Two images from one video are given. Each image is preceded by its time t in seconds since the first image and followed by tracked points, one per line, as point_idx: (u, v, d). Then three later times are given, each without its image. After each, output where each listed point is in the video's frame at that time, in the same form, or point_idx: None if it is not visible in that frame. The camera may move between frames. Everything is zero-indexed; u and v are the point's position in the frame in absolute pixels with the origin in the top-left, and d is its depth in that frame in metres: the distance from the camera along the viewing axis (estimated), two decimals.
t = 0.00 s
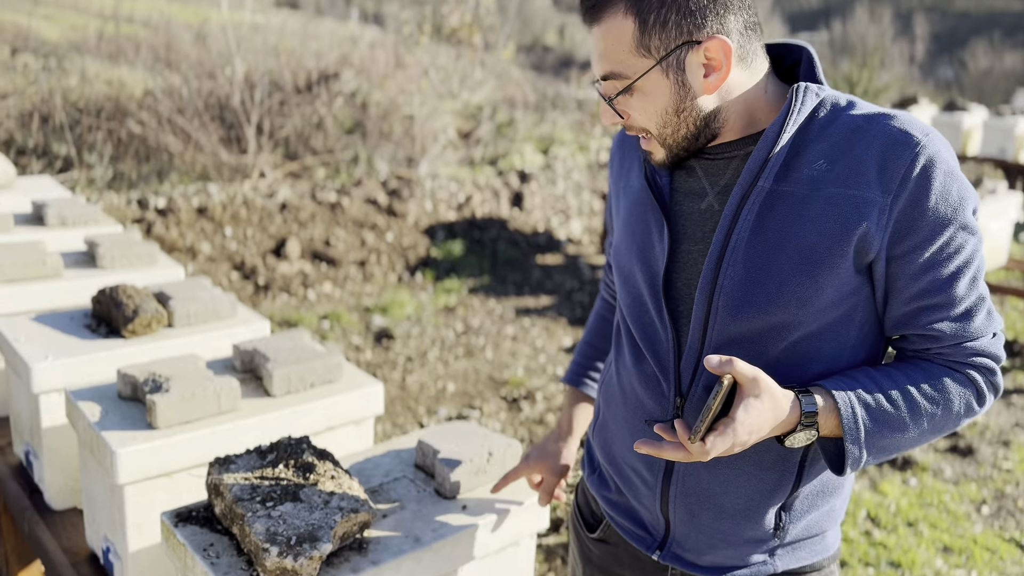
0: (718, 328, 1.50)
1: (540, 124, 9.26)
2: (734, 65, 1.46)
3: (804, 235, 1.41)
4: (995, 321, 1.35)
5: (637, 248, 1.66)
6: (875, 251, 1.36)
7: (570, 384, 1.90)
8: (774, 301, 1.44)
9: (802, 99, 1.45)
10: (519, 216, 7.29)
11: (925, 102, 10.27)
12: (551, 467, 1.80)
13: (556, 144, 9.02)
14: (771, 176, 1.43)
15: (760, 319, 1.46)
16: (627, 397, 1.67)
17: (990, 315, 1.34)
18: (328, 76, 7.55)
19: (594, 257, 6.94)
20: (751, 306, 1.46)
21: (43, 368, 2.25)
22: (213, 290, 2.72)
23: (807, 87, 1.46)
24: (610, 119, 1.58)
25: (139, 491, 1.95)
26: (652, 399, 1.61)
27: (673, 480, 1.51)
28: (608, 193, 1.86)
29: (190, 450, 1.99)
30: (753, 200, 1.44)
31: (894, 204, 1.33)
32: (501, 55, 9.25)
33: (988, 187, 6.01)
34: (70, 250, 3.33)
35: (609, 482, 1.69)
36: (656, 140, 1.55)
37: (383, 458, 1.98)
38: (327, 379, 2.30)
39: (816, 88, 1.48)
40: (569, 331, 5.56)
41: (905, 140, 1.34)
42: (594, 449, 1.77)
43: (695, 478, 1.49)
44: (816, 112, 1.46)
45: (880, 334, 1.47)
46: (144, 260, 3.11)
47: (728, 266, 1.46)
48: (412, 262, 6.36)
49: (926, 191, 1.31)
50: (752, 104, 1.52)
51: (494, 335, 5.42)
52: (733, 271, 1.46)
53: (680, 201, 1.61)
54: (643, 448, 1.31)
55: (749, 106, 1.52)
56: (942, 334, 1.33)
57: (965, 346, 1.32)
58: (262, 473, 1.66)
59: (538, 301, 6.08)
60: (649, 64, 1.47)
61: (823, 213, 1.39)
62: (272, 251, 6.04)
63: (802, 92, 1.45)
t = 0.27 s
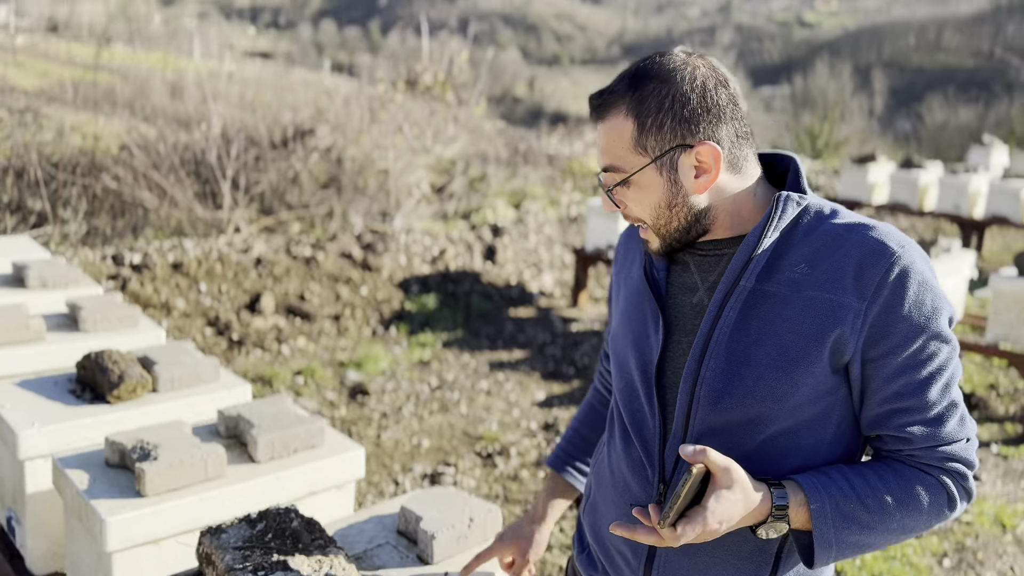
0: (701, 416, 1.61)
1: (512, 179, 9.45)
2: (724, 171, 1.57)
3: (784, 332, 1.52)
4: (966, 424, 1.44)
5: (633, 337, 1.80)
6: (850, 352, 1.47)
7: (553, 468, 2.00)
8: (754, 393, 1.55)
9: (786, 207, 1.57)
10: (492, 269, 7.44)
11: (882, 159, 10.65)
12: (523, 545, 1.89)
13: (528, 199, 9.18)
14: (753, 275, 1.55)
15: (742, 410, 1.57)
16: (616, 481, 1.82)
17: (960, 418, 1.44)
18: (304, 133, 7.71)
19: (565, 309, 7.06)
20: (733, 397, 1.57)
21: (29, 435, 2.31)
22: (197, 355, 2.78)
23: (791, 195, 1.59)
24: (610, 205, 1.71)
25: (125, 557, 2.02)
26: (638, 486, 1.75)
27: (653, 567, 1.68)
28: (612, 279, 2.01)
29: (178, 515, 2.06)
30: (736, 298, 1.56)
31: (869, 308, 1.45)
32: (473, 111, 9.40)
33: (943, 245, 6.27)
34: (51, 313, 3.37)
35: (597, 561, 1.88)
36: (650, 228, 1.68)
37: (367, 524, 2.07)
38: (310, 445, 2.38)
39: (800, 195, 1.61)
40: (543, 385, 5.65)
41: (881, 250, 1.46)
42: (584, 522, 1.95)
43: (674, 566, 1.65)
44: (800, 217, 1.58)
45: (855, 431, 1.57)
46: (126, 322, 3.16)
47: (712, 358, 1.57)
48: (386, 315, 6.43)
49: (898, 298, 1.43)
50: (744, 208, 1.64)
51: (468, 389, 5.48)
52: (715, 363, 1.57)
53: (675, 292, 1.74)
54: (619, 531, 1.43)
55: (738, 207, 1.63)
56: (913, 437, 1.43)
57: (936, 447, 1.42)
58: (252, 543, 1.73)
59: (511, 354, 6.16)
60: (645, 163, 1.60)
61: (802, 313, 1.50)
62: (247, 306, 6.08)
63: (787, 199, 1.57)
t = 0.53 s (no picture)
0: (717, 483, 1.78)
1: (488, 226, 9.57)
2: (737, 245, 1.76)
3: (797, 411, 1.70)
4: (979, 516, 1.59)
5: (650, 402, 2.00)
6: (861, 436, 1.64)
7: (562, 527, 2.28)
8: (769, 466, 1.72)
9: (802, 287, 1.74)
10: (469, 315, 7.52)
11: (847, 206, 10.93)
12: None
13: (504, 246, 9.23)
14: (767, 355, 1.73)
15: (757, 481, 1.74)
16: (629, 545, 2.07)
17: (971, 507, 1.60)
18: (282, 180, 7.71)
19: (541, 355, 7.13)
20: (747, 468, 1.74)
21: (15, 490, 2.44)
22: (178, 408, 2.92)
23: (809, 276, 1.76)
24: (630, 268, 1.92)
25: None
26: (648, 554, 1.97)
27: None
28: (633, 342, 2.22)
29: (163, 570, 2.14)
30: (750, 375, 1.73)
31: (880, 395, 1.62)
32: (449, 158, 9.44)
33: (907, 293, 6.45)
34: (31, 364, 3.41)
35: None
36: (664, 294, 1.86)
37: None
38: (295, 498, 2.48)
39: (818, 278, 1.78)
40: (521, 433, 5.68)
41: (895, 338, 1.63)
42: None
43: None
44: (814, 300, 1.75)
45: (867, 511, 1.73)
46: (107, 374, 3.24)
47: (726, 430, 1.75)
48: (363, 363, 6.46)
49: (910, 387, 1.60)
50: (762, 285, 1.83)
51: (445, 438, 5.49)
52: (728, 435, 1.75)
53: (691, 363, 1.95)
54: None
55: (752, 283, 1.82)
56: (922, 527, 1.59)
57: (949, 534, 1.57)
58: None
59: (488, 401, 6.19)
60: (663, 231, 1.80)
61: (814, 394, 1.68)
62: (223, 354, 6.07)
63: (807, 281, 1.74)
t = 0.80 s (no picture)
0: (730, 523, 1.87)
1: (468, 260, 9.64)
2: (752, 282, 1.88)
3: (809, 454, 1.80)
4: (1000, 568, 1.65)
5: (668, 439, 2.10)
6: (873, 482, 1.73)
7: (553, 559, 2.34)
8: (782, 508, 1.82)
9: (818, 330, 1.83)
10: (450, 349, 7.54)
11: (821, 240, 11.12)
12: None
13: (484, 279, 9.28)
14: (779, 399, 1.84)
15: (771, 523, 1.83)
16: None
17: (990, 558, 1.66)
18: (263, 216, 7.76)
19: (522, 387, 7.15)
20: (760, 509, 1.84)
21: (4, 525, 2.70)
22: (159, 442, 3.20)
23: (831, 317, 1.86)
24: (650, 297, 2.04)
25: None
26: None
27: None
28: (657, 375, 2.31)
29: None
30: (763, 417, 1.84)
31: (892, 442, 1.71)
32: (430, 193, 9.50)
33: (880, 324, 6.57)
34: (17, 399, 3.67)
35: None
36: (681, 325, 1.99)
37: None
38: (279, 531, 2.62)
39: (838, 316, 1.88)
40: (502, 467, 5.69)
41: (908, 385, 1.72)
42: None
43: None
44: (832, 344, 1.85)
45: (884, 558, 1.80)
46: (89, 408, 3.52)
47: (738, 471, 1.86)
48: (344, 397, 6.45)
49: (921, 435, 1.69)
50: (781, 325, 1.93)
51: (427, 472, 5.47)
52: (741, 476, 1.86)
53: (710, 404, 2.04)
54: None
55: (768, 321, 1.92)
56: None
57: None
58: None
59: (469, 435, 6.19)
60: (682, 264, 1.93)
61: (826, 437, 1.78)
62: (202, 389, 6.04)
63: (827, 321, 1.83)
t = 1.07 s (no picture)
0: (702, 536, 1.87)
1: (451, 281, 9.65)
2: (731, 298, 1.90)
3: (782, 470, 1.82)
4: None
5: (644, 453, 2.10)
6: (845, 498, 1.75)
7: None
8: (755, 523, 1.82)
9: (793, 349, 1.86)
10: (434, 370, 7.53)
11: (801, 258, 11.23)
12: None
13: (467, 299, 9.29)
14: (755, 415, 1.86)
15: (743, 538, 1.84)
16: None
17: None
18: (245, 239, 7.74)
19: (507, 408, 7.14)
20: (733, 523, 1.84)
21: None
22: (141, 466, 3.34)
23: (806, 337, 1.89)
24: (630, 313, 2.06)
25: None
26: None
27: None
28: (631, 390, 2.33)
29: None
30: (738, 433, 1.86)
31: (863, 459, 1.74)
32: (413, 215, 9.50)
33: (860, 342, 6.64)
34: None
35: None
36: (661, 341, 2.00)
37: None
38: (263, 555, 2.79)
39: (813, 335, 1.91)
40: (486, 488, 5.67)
41: (880, 404, 1.76)
42: None
43: None
44: (805, 363, 1.88)
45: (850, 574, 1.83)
46: (69, 432, 3.66)
47: (713, 485, 1.87)
48: (327, 420, 6.42)
49: (892, 453, 1.72)
50: (758, 343, 1.96)
51: (411, 495, 5.44)
52: (715, 490, 1.86)
53: (687, 420, 2.06)
54: None
55: (745, 338, 1.95)
56: None
57: None
58: None
59: (454, 456, 6.17)
60: (663, 279, 1.95)
61: (799, 453, 1.80)
62: (183, 413, 5.98)
63: (803, 341, 1.86)
